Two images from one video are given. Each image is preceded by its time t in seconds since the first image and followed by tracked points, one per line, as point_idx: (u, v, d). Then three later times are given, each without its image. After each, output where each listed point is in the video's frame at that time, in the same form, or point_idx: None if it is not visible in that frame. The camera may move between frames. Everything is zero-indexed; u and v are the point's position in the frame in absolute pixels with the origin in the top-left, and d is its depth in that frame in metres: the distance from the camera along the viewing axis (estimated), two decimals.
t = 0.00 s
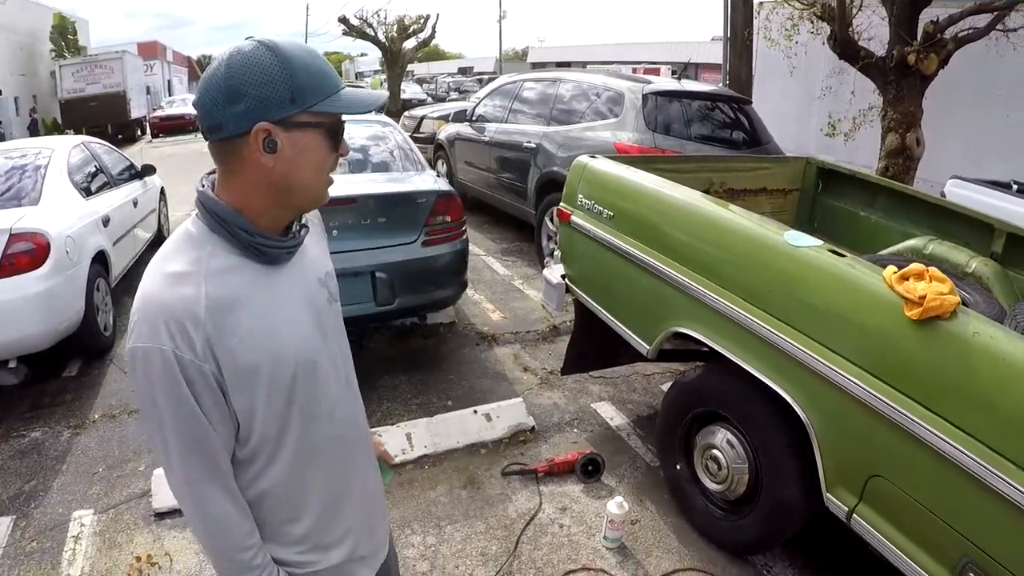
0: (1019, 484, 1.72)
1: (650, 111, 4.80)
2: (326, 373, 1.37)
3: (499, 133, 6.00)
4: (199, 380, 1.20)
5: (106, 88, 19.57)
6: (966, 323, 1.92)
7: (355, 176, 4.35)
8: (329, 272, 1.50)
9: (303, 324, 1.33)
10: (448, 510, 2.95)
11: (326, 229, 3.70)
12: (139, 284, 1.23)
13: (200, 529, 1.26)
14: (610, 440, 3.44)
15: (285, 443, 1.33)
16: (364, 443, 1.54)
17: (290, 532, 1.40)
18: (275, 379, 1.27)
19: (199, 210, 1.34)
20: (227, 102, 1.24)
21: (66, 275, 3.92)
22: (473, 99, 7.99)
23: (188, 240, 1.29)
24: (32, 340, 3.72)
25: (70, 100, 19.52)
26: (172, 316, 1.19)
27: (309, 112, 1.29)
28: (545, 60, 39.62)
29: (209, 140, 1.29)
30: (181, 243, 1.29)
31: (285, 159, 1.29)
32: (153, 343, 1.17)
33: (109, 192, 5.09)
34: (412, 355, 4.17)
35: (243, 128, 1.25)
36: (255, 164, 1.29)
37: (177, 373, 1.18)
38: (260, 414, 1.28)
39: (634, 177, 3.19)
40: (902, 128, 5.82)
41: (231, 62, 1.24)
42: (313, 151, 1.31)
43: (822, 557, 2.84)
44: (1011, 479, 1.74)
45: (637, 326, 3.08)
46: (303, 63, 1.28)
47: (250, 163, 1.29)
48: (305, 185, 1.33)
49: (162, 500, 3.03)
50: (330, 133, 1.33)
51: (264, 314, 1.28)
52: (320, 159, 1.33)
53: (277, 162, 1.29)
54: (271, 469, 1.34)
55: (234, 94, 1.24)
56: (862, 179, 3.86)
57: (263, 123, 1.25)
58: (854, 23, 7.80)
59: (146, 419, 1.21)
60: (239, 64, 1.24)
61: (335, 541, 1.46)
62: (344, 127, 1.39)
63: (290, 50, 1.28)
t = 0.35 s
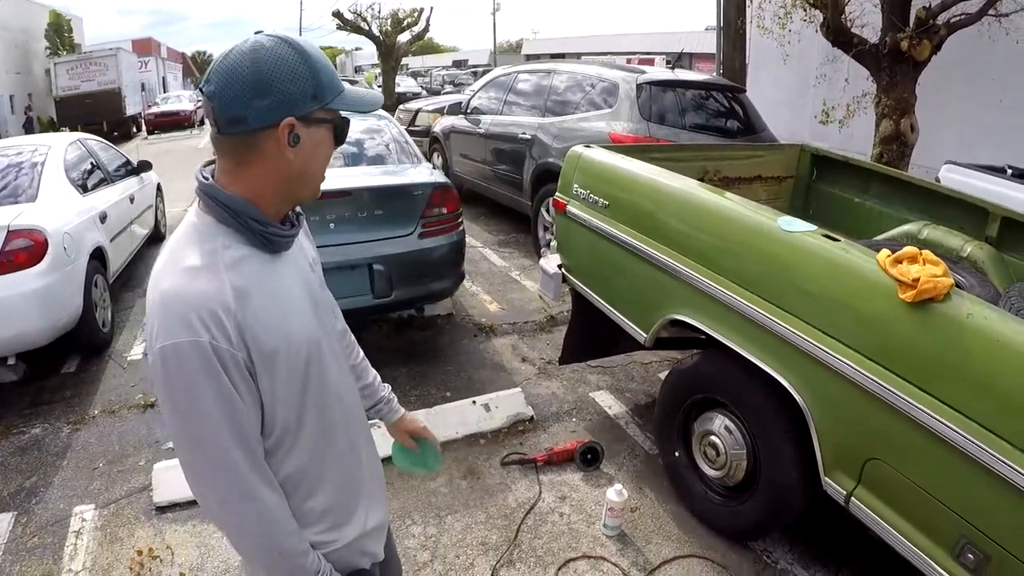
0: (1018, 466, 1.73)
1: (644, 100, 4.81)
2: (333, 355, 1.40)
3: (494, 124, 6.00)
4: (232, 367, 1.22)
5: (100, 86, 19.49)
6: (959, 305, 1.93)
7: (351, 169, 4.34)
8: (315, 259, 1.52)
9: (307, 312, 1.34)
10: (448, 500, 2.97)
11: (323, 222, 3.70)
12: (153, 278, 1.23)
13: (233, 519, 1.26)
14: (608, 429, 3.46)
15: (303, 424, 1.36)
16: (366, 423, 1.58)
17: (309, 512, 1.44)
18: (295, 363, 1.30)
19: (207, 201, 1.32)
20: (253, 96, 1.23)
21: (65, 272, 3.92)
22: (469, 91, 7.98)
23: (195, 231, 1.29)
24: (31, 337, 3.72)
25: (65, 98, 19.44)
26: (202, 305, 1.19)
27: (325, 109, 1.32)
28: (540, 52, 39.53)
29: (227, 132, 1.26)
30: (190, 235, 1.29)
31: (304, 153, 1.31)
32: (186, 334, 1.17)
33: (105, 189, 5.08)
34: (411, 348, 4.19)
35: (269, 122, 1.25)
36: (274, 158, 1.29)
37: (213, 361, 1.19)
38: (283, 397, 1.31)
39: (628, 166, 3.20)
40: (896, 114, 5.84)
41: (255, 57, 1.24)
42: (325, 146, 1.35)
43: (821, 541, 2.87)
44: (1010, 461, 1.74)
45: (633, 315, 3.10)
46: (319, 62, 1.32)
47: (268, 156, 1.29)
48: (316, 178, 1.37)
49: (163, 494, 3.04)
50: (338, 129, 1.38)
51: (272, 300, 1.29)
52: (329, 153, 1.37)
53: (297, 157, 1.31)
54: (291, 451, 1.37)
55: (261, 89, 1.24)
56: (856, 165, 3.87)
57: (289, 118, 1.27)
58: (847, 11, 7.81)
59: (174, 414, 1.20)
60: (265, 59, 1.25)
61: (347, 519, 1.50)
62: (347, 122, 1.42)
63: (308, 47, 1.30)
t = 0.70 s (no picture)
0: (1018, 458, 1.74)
1: (639, 97, 4.81)
2: (331, 350, 1.42)
3: (490, 122, 6.01)
4: (229, 365, 1.22)
5: (96, 85, 19.44)
6: (954, 297, 1.95)
7: (347, 167, 4.35)
8: (316, 256, 1.53)
9: (305, 308, 1.35)
10: (447, 497, 2.98)
11: (321, 220, 3.71)
12: (152, 277, 1.23)
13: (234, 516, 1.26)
14: (606, 425, 3.47)
15: (303, 419, 1.38)
16: (366, 414, 1.59)
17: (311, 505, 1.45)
18: (291, 360, 1.31)
19: (208, 200, 1.32)
20: (258, 97, 1.24)
21: (63, 271, 3.92)
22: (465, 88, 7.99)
23: (194, 230, 1.29)
24: (29, 337, 3.72)
25: (61, 97, 19.39)
26: (199, 305, 1.19)
27: (329, 111, 1.32)
28: (536, 49, 39.50)
29: (231, 132, 1.27)
30: (188, 234, 1.29)
31: (307, 155, 1.32)
32: (181, 333, 1.17)
33: (102, 188, 5.07)
34: (408, 345, 4.20)
35: (273, 124, 1.26)
36: (277, 159, 1.29)
37: (208, 360, 1.19)
38: (280, 394, 1.32)
39: (624, 162, 3.21)
40: (890, 109, 5.85)
41: (261, 58, 1.25)
42: (328, 148, 1.36)
43: (819, 534, 2.88)
44: (1009, 455, 1.75)
45: (630, 310, 3.12)
46: (324, 65, 1.32)
47: (272, 157, 1.29)
48: (318, 179, 1.37)
49: (163, 493, 3.04)
50: (341, 131, 1.38)
51: (271, 297, 1.29)
52: (331, 154, 1.37)
53: (300, 159, 1.31)
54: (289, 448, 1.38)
55: (266, 91, 1.24)
56: (851, 160, 3.89)
57: (293, 121, 1.27)
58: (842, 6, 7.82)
59: (170, 414, 1.20)
60: (270, 61, 1.25)
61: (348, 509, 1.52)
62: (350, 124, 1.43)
63: (313, 50, 1.31)
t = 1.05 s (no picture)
0: (1015, 453, 1.74)
1: (635, 96, 4.81)
2: (328, 348, 1.42)
3: (485, 122, 6.01)
4: (222, 366, 1.22)
5: (92, 87, 19.40)
6: (950, 293, 1.95)
7: (344, 168, 4.34)
8: (318, 255, 1.54)
9: (301, 308, 1.35)
10: (446, 497, 2.98)
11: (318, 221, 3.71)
12: (145, 282, 1.23)
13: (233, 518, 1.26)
14: (604, 424, 3.48)
15: (299, 417, 1.38)
16: (365, 409, 1.60)
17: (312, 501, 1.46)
18: (284, 360, 1.31)
19: (201, 204, 1.32)
20: (249, 102, 1.24)
21: (59, 274, 3.91)
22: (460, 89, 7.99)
23: (188, 232, 1.29)
24: (27, 340, 3.71)
25: (57, 100, 19.34)
26: (192, 308, 1.19)
27: (322, 116, 1.32)
28: (531, 48, 39.49)
29: (222, 136, 1.27)
30: (181, 238, 1.28)
31: (298, 159, 1.31)
32: (172, 335, 1.17)
33: (99, 190, 5.06)
34: (406, 346, 4.20)
35: (264, 129, 1.25)
36: (267, 164, 1.29)
37: (199, 362, 1.18)
38: (274, 393, 1.32)
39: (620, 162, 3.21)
40: (885, 107, 5.86)
41: (253, 62, 1.25)
42: (321, 153, 1.36)
43: (817, 531, 2.89)
44: (1006, 450, 1.76)
45: (627, 309, 3.12)
46: (319, 69, 1.32)
47: (263, 161, 1.29)
48: (311, 184, 1.37)
49: (162, 495, 3.04)
50: (335, 135, 1.38)
51: (266, 298, 1.30)
52: (324, 159, 1.37)
53: (292, 164, 1.31)
54: (285, 447, 1.39)
55: (257, 95, 1.24)
56: (847, 157, 3.89)
57: (284, 126, 1.27)
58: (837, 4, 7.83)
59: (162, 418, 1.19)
60: (262, 65, 1.25)
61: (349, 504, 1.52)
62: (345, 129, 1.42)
63: (308, 54, 1.31)
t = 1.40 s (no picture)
0: (1014, 455, 1.74)
1: (634, 97, 4.82)
2: (326, 349, 1.42)
3: (484, 122, 6.01)
4: (214, 367, 1.21)
5: (90, 86, 19.38)
6: (948, 295, 1.96)
7: (343, 168, 4.34)
8: (317, 254, 1.54)
9: (300, 308, 1.35)
10: (444, 497, 2.98)
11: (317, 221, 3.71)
12: (139, 280, 1.22)
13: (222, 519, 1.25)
14: (602, 424, 3.48)
15: (295, 418, 1.38)
16: (365, 409, 1.60)
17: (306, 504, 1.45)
18: (280, 361, 1.31)
19: (195, 203, 1.32)
20: (247, 104, 1.23)
21: (58, 273, 3.90)
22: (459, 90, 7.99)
23: (187, 233, 1.29)
24: (25, 339, 3.71)
25: (56, 99, 19.31)
26: (185, 309, 1.19)
27: (322, 123, 1.32)
28: (530, 49, 39.52)
29: (219, 136, 1.27)
30: (177, 237, 1.28)
31: (296, 164, 1.31)
32: (163, 336, 1.16)
33: (98, 189, 5.06)
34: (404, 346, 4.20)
35: (261, 133, 1.25)
36: (263, 167, 1.29)
37: (190, 364, 1.17)
38: (272, 393, 1.32)
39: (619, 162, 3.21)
40: (884, 108, 5.88)
41: (254, 64, 1.24)
42: (319, 159, 1.36)
43: (815, 532, 2.89)
44: (1004, 451, 1.76)
45: (625, 310, 3.12)
46: (322, 75, 1.31)
47: (259, 164, 1.29)
48: (306, 189, 1.37)
49: (159, 495, 3.04)
50: (334, 141, 1.38)
51: (265, 298, 1.29)
52: (322, 164, 1.37)
53: (288, 168, 1.31)
54: (279, 447, 1.39)
55: (256, 98, 1.23)
56: (845, 159, 3.90)
57: (281, 130, 1.27)
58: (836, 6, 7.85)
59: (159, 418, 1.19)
60: (263, 68, 1.24)
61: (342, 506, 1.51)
62: (345, 136, 1.42)
63: (311, 59, 1.30)
